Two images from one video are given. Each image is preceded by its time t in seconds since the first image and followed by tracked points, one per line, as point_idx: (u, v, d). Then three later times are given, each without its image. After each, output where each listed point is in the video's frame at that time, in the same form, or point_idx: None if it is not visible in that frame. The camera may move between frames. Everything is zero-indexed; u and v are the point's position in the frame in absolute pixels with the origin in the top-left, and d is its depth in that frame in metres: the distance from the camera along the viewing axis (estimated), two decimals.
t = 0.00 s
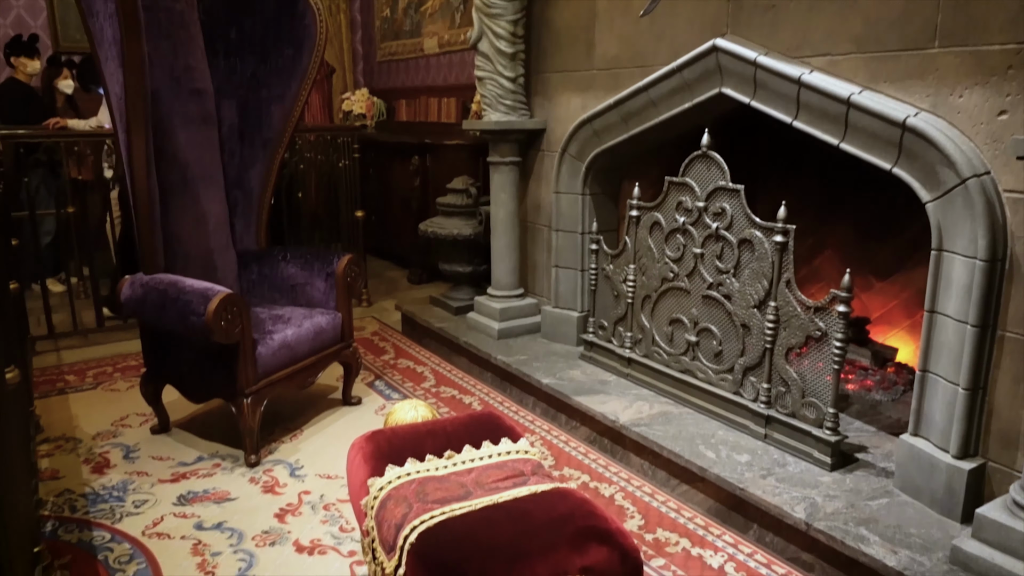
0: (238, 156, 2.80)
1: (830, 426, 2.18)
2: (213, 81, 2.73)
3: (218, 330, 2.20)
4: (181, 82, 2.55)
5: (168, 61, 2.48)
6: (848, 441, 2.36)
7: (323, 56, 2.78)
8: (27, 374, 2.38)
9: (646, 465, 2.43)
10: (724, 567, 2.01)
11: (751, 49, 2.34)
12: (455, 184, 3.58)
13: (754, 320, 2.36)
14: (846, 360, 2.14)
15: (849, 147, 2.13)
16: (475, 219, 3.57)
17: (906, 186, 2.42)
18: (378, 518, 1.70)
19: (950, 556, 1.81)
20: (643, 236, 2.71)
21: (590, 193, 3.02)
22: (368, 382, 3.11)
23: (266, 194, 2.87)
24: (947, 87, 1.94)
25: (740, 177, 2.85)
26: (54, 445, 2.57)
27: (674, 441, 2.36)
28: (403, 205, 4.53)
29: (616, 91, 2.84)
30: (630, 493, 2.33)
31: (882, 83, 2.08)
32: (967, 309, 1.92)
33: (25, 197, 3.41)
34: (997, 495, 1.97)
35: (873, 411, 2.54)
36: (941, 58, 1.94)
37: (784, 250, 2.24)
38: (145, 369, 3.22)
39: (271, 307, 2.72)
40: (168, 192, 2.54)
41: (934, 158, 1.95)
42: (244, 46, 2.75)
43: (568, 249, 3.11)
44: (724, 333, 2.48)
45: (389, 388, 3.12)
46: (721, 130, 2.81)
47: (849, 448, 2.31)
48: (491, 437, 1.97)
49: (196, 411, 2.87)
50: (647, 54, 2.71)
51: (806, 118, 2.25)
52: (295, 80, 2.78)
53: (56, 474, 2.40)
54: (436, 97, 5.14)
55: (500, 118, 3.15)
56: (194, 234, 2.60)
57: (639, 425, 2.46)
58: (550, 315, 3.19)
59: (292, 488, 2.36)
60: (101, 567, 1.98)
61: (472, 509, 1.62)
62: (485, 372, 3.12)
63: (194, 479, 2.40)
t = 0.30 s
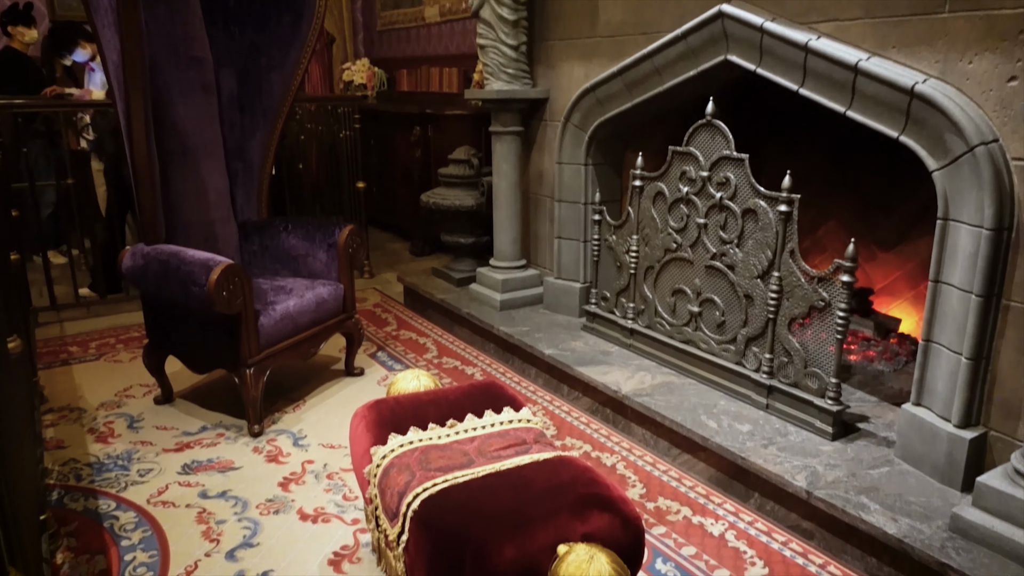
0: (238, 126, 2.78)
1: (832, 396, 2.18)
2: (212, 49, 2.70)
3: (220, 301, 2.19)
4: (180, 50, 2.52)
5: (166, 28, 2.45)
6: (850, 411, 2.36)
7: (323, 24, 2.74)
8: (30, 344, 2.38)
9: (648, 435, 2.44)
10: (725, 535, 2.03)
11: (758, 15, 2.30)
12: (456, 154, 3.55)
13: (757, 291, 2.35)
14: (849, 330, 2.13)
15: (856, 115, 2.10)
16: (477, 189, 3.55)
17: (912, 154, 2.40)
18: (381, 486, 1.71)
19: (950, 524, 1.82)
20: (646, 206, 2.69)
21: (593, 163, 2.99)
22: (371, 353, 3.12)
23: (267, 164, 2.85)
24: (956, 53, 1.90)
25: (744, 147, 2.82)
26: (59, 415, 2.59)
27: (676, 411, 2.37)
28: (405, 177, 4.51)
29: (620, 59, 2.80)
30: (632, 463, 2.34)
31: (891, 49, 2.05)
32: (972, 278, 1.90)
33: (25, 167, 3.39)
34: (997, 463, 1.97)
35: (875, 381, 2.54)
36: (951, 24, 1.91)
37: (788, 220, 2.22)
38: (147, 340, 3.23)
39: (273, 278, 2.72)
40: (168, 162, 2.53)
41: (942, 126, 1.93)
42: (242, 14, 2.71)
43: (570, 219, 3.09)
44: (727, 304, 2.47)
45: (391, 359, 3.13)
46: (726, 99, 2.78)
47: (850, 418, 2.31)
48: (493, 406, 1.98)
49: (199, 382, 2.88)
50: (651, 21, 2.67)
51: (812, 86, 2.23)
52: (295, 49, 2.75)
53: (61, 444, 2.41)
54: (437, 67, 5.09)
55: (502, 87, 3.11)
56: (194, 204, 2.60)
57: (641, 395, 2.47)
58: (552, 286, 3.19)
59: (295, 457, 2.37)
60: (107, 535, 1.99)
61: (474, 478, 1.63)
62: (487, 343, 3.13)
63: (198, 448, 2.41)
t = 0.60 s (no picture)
0: (238, 96, 2.74)
1: (834, 367, 2.18)
2: (211, 18, 2.66)
3: (221, 274, 2.19)
4: (177, 18, 2.49)
5: None
6: (853, 383, 2.36)
7: None
8: (33, 316, 2.38)
9: (650, 407, 2.44)
10: (726, 505, 2.04)
11: None
12: (458, 126, 3.53)
13: (761, 262, 2.34)
14: (853, 302, 2.13)
15: (863, 84, 2.08)
16: (479, 161, 3.53)
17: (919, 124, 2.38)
18: (384, 456, 1.72)
19: (951, 494, 1.82)
20: (650, 178, 2.67)
21: (597, 134, 2.97)
22: (373, 326, 3.12)
23: (269, 135, 2.82)
24: (966, 20, 1.87)
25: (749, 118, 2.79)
26: (63, 387, 2.60)
27: (679, 383, 2.37)
28: (407, 149, 4.48)
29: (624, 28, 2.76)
30: (634, 434, 2.35)
31: (900, 17, 2.01)
32: (978, 250, 1.89)
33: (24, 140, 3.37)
34: (999, 434, 1.97)
35: (879, 353, 2.54)
36: None
37: (793, 191, 2.20)
38: (150, 313, 3.23)
39: (275, 251, 2.71)
40: (167, 133, 2.52)
41: (950, 94, 1.90)
42: None
43: (573, 191, 3.07)
44: (731, 276, 2.46)
45: (394, 332, 3.13)
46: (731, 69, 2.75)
47: (853, 390, 2.31)
48: (496, 377, 1.98)
49: (202, 354, 2.89)
50: None
51: (819, 55, 2.20)
52: (295, 17, 2.71)
53: (66, 415, 2.43)
54: (438, 38, 5.04)
55: (505, 57, 3.08)
56: (194, 175, 2.59)
57: (643, 367, 2.47)
58: (555, 259, 3.18)
59: (299, 429, 2.38)
60: (113, 504, 2.01)
61: (476, 448, 1.63)
62: (490, 316, 3.13)
63: (202, 420, 2.42)
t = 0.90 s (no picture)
0: (238, 68, 2.71)
1: (838, 341, 2.17)
2: None
3: (224, 247, 2.19)
4: None
5: None
6: (856, 356, 2.36)
7: None
8: (36, 291, 2.39)
9: (653, 380, 2.45)
10: (729, 477, 2.04)
11: None
12: (461, 99, 3.50)
13: (766, 236, 2.33)
14: (858, 276, 2.11)
15: (871, 54, 2.05)
16: (482, 135, 3.50)
17: (928, 95, 2.36)
18: (388, 428, 1.72)
19: (953, 466, 1.82)
20: (654, 151, 2.65)
21: (600, 107, 2.94)
22: (377, 301, 3.12)
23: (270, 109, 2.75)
24: None
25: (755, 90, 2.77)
26: (68, 361, 2.61)
27: (682, 356, 2.37)
28: (410, 123, 4.46)
29: None
30: (637, 407, 2.36)
31: None
32: (984, 222, 1.87)
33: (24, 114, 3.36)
34: (1002, 407, 1.97)
35: (883, 327, 2.53)
36: None
37: (799, 163, 2.18)
38: (153, 288, 3.24)
39: (277, 225, 2.70)
40: (167, 106, 2.55)
41: (959, 64, 1.88)
42: None
43: (576, 165, 3.06)
44: (735, 250, 2.45)
45: (397, 307, 3.13)
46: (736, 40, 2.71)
47: (856, 363, 2.31)
48: (499, 350, 1.98)
49: (206, 328, 2.90)
50: None
51: (826, 25, 2.17)
52: None
53: (71, 389, 2.44)
54: (440, 10, 4.99)
55: (507, 29, 3.05)
56: (195, 148, 2.60)
57: (646, 341, 2.47)
58: (558, 233, 3.17)
59: (302, 402, 2.39)
60: (119, 477, 2.02)
61: (479, 420, 1.63)
62: (493, 291, 3.12)
63: (206, 393, 2.43)
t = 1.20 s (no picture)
0: (237, 42, 2.68)
1: (842, 316, 2.17)
2: None
3: (226, 223, 2.18)
4: None
5: None
6: (860, 332, 2.36)
7: None
8: (39, 267, 2.39)
9: (656, 356, 2.45)
10: (731, 451, 2.05)
11: None
12: (463, 74, 3.46)
13: (770, 211, 2.31)
14: (862, 251, 2.10)
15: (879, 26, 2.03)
16: (485, 110, 3.48)
17: (936, 67, 2.33)
18: (391, 402, 1.72)
19: (956, 441, 1.82)
20: (658, 125, 2.63)
21: (604, 81, 2.91)
22: (379, 277, 3.11)
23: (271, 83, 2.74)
24: None
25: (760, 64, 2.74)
26: (72, 336, 2.62)
27: (685, 331, 2.37)
28: (411, 98, 4.45)
29: None
30: (640, 382, 2.36)
31: None
32: (991, 196, 1.86)
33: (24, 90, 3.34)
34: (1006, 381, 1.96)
35: (887, 302, 2.53)
36: None
37: (805, 137, 2.16)
38: (156, 264, 3.24)
39: (279, 201, 2.69)
40: (167, 81, 2.53)
41: (969, 35, 1.85)
42: None
43: (580, 140, 3.03)
44: (739, 225, 2.44)
45: (400, 283, 3.12)
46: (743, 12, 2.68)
47: (860, 338, 2.31)
48: (502, 324, 1.97)
49: (209, 304, 2.90)
50: None
51: None
52: None
53: (75, 364, 2.45)
54: None
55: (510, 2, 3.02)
56: (196, 123, 2.59)
57: (650, 316, 2.46)
58: (561, 209, 3.16)
59: (306, 378, 2.39)
60: (124, 451, 2.04)
61: (483, 393, 1.63)
62: (496, 267, 3.12)
63: (210, 368, 2.44)
